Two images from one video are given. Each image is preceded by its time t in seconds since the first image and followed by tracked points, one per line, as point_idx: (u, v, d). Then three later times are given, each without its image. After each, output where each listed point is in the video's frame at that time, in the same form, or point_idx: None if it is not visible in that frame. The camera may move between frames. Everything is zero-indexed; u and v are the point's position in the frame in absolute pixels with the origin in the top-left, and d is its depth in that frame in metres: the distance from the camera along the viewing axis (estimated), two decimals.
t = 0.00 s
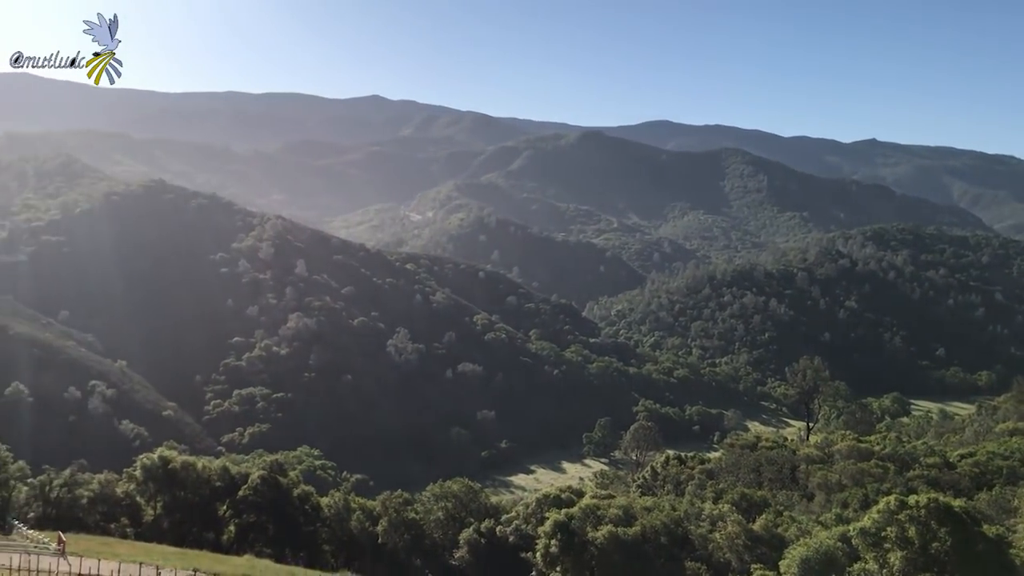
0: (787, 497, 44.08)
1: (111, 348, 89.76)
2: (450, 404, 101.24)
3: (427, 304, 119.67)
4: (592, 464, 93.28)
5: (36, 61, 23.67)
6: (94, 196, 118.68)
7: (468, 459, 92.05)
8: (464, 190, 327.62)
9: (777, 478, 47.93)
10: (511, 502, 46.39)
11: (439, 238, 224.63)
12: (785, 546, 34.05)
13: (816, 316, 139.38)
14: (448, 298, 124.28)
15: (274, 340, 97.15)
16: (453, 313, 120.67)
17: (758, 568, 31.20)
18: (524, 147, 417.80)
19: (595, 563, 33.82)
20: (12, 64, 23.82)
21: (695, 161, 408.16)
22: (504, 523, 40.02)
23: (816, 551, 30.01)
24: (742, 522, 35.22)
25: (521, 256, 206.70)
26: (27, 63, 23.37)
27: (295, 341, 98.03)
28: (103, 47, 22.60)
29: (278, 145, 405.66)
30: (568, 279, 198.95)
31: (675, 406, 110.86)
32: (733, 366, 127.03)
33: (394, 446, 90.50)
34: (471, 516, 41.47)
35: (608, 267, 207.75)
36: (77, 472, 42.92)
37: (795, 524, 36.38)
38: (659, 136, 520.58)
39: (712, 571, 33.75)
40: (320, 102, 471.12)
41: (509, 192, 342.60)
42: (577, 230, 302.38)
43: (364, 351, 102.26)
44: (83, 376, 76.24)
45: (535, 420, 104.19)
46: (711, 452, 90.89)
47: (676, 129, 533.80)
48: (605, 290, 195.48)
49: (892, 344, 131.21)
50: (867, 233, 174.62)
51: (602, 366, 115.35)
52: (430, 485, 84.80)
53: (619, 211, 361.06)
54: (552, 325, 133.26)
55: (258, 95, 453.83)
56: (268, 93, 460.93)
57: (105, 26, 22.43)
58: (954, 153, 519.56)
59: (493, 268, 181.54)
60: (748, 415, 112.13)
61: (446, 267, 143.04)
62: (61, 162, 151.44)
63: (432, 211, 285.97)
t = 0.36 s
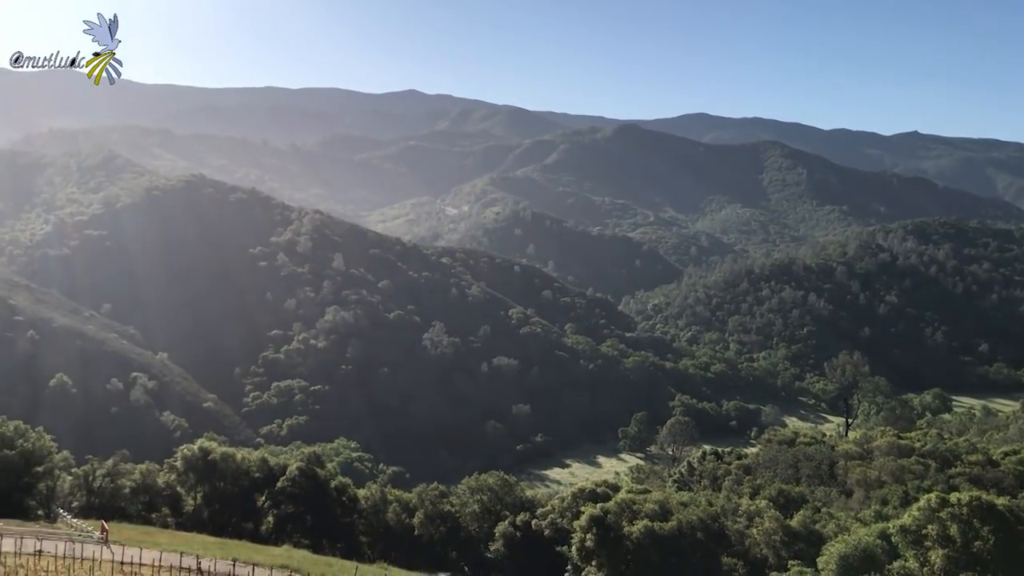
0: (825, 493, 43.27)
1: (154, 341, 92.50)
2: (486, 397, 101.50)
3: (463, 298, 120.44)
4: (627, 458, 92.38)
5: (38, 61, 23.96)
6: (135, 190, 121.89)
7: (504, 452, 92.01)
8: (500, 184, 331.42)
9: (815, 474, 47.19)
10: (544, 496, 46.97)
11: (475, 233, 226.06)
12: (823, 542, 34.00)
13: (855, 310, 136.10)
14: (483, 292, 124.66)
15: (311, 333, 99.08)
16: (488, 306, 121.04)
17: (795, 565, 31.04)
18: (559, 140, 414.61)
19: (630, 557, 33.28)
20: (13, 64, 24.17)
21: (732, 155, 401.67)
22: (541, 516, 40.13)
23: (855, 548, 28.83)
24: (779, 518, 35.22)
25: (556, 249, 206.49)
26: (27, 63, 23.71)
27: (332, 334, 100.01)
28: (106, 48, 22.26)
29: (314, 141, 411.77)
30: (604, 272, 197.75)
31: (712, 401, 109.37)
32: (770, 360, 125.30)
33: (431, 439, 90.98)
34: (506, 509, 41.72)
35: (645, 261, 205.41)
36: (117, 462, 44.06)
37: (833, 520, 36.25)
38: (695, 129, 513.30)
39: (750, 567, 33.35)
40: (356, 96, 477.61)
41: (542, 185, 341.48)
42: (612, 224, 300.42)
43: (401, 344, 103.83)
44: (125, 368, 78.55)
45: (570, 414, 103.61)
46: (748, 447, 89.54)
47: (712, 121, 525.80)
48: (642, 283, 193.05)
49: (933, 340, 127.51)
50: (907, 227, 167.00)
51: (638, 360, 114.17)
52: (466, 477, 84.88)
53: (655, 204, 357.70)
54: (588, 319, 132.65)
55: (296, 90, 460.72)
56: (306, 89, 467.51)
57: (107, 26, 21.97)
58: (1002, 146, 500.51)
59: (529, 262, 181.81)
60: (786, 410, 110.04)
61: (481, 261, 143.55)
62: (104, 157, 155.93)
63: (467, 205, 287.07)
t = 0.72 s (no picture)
0: (861, 490, 42.35)
1: (193, 332, 94.66)
2: (519, 390, 101.36)
3: (497, 291, 121.03)
4: (661, 453, 91.47)
5: (38, 61, 26.08)
6: (174, 184, 124.67)
7: (538, 447, 91.86)
8: (536, 178, 331.96)
9: (852, 471, 46.45)
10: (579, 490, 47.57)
11: (510, 227, 226.70)
12: (860, 539, 33.34)
13: (893, 305, 132.78)
14: (518, 286, 124.86)
15: (346, 326, 100.49)
16: (522, 300, 120.99)
17: (829, 561, 30.55)
18: (592, 133, 412.30)
19: (664, 553, 32.89)
20: (15, 64, 26.41)
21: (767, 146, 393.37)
22: (574, 510, 40.81)
23: (892, 546, 28.03)
24: (815, 514, 34.37)
25: (591, 243, 205.85)
26: (28, 63, 25.94)
27: (367, 327, 101.32)
28: (104, 47, 24.38)
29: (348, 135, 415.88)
30: (640, 266, 196.31)
31: (748, 396, 107.61)
32: (807, 356, 123.91)
33: (464, 433, 91.31)
34: (539, 502, 42.63)
35: (681, 255, 202.95)
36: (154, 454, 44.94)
37: (870, 517, 35.16)
38: (731, 123, 505.47)
39: (785, 563, 32.81)
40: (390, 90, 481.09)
41: (575, 179, 340.23)
42: (646, 218, 297.84)
43: (434, 337, 104.82)
44: (163, 360, 80.38)
45: (604, 409, 102.78)
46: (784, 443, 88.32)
47: (747, 114, 517.49)
48: (678, 277, 190.83)
49: (974, 336, 123.51)
50: (946, 220, 160.93)
51: (672, 355, 112.89)
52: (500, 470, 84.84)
53: (690, 199, 353.78)
54: (623, 313, 131.52)
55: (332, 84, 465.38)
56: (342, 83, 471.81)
57: (105, 25, 24.03)
58: None
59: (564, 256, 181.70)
60: (822, 405, 107.39)
61: (515, 255, 144.19)
62: (144, 151, 159.47)
63: (502, 198, 286.93)
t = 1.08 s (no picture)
0: (897, 489, 41.14)
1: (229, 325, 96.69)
2: (551, 386, 101.14)
3: (529, 286, 121.09)
4: (694, 450, 90.93)
5: (37, 60, 26.65)
6: (211, 179, 127.23)
7: (570, 442, 91.69)
8: (568, 173, 331.48)
9: (887, 470, 45.07)
10: (610, 485, 48.05)
11: (542, 223, 226.54)
12: (895, 538, 32.24)
13: (932, 303, 129.16)
14: (549, 281, 124.64)
15: (379, 321, 101.64)
16: (554, 296, 120.75)
17: (865, 560, 29.71)
18: (625, 129, 408.79)
19: (697, 550, 32.50)
20: (15, 64, 26.99)
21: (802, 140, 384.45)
22: (606, 506, 41.01)
23: (929, 546, 27.12)
24: (850, 511, 33.36)
25: (625, 239, 204.71)
26: (26, 62, 26.52)
27: (399, 321, 102.24)
28: (104, 47, 25.00)
29: (381, 131, 419.55)
30: (674, 261, 194.36)
31: (781, 393, 105.92)
32: (842, 353, 121.57)
33: (495, 428, 91.48)
34: (571, 497, 43.29)
35: (715, 250, 200.44)
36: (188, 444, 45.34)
37: (906, 516, 34.10)
38: (766, 118, 496.39)
39: (819, 562, 32.02)
40: (422, 85, 483.19)
41: (607, 174, 338.49)
42: (680, 214, 294.50)
43: (465, 331, 105.35)
44: (199, 353, 82.26)
45: (636, 405, 102.03)
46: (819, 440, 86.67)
47: (782, 108, 507.62)
48: (712, 273, 188.52)
49: (1017, 333, 119.18)
50: (989, 216, 155.92)
51: (705, 351, 111.50)
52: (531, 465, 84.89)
53: (724, 194, 348.94)
54: (656, 309, 130.27)
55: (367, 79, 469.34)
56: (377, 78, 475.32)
57: (105, 27, 24.60)
58: None
59: (597, 251, 181.02)
60: (857, 403, 105.25)
61: (547, 251, 144.13)
62: (181, 147, 162.85)
63: (534, 193, 286.91)
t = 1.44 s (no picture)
0: (937, 488, 39.60)
1: (267, 320, 98.66)
2: (586, 382, 100.58)
3: (564, 282, 120.75)
4: (730, 447, 89.54)
5: (37, 60, 24.71)
6: (250, 175, 129.82)
7: (604, 438, 91.07)
8: (603, 168, 329.40)
9: (929, 470, 43.11)
10: (645, 483, 48.06)
11: (577, 218, 225.71)
12: (936, 538, 30.87)
13: (973, 300, 123.59)
14: (584, 277, 124.05)
15: (415, 316, 102.36)
16: (589, 292, 119.98)
17: (904, 560, 28.74)
18: (662, 124, 403.83)
19: (732, 548, 31.72)
20: (14, 63, 25.03)
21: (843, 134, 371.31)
22: (641, 503, 40.97)
23: (970, 547, 26.25)
24: (889, 511, 32.09)
25: (660, 234, 202.89)
26: (27, 62, 24.62)
27: (434, 317, 102.86)
28: (104, 47, 22.94)
29: (417, 127, 422.79)
30: (710, 257, 191.37)
31: (819, 391, 103.51)
32: (882, 350, 118.01)
33: (529, 423, 91.41)
34: (606, 494, 43.35)
35: (753, 246, 196.72)
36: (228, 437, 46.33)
37: (947, 516, 32.56)
38: (806, 111, 484.21)
39: (857, 562, 31.20)
40: (458, 81, 485.21)
41: (643, 169, 335.68)
42: (717, 209, 289.87)
43: (500, 327, 105.68)
44: (238, 348, 84.33)
45: (671, 401, 100.83)
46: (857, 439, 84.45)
47: (822, 102, 494.78)
48: (749, 269, 184.96)
49: None
50: None
51: (742, 349, 109.44)
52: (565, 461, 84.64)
53: (762, 189, 342.64)
54: (692, 306, 128.43)
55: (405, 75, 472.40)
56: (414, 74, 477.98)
57: (105, 25, 22.45)
58: None
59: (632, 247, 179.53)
60: (896, 402, 102.38)
61: (582, 246, 143.65)
62: (221, 143, 166.53)
63: (569, 189, 286.03)
